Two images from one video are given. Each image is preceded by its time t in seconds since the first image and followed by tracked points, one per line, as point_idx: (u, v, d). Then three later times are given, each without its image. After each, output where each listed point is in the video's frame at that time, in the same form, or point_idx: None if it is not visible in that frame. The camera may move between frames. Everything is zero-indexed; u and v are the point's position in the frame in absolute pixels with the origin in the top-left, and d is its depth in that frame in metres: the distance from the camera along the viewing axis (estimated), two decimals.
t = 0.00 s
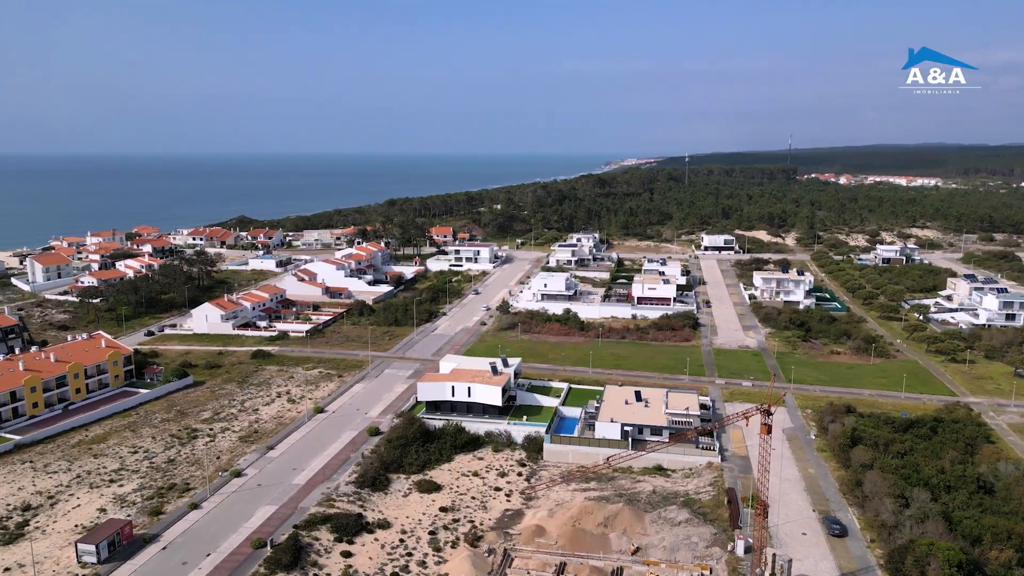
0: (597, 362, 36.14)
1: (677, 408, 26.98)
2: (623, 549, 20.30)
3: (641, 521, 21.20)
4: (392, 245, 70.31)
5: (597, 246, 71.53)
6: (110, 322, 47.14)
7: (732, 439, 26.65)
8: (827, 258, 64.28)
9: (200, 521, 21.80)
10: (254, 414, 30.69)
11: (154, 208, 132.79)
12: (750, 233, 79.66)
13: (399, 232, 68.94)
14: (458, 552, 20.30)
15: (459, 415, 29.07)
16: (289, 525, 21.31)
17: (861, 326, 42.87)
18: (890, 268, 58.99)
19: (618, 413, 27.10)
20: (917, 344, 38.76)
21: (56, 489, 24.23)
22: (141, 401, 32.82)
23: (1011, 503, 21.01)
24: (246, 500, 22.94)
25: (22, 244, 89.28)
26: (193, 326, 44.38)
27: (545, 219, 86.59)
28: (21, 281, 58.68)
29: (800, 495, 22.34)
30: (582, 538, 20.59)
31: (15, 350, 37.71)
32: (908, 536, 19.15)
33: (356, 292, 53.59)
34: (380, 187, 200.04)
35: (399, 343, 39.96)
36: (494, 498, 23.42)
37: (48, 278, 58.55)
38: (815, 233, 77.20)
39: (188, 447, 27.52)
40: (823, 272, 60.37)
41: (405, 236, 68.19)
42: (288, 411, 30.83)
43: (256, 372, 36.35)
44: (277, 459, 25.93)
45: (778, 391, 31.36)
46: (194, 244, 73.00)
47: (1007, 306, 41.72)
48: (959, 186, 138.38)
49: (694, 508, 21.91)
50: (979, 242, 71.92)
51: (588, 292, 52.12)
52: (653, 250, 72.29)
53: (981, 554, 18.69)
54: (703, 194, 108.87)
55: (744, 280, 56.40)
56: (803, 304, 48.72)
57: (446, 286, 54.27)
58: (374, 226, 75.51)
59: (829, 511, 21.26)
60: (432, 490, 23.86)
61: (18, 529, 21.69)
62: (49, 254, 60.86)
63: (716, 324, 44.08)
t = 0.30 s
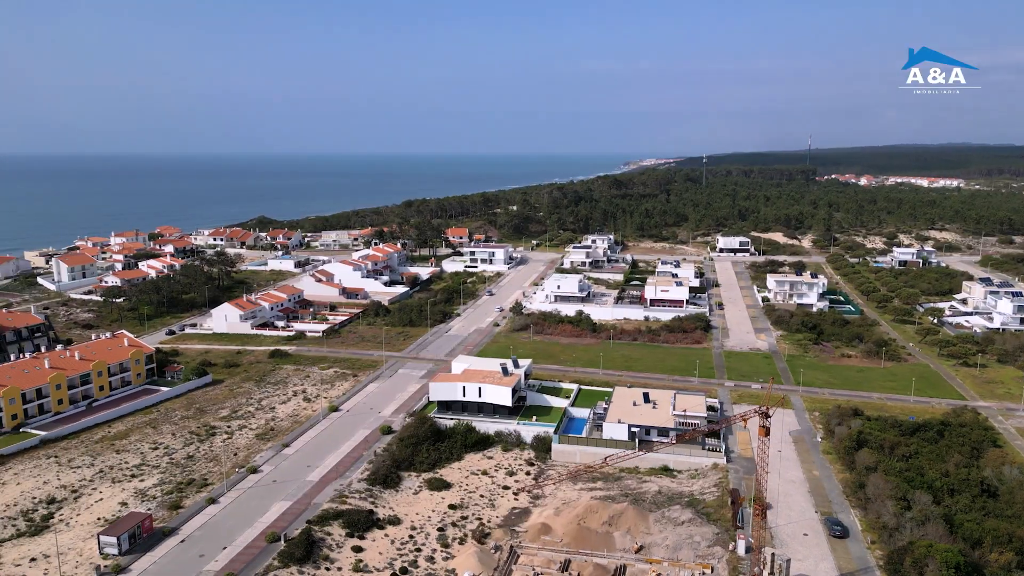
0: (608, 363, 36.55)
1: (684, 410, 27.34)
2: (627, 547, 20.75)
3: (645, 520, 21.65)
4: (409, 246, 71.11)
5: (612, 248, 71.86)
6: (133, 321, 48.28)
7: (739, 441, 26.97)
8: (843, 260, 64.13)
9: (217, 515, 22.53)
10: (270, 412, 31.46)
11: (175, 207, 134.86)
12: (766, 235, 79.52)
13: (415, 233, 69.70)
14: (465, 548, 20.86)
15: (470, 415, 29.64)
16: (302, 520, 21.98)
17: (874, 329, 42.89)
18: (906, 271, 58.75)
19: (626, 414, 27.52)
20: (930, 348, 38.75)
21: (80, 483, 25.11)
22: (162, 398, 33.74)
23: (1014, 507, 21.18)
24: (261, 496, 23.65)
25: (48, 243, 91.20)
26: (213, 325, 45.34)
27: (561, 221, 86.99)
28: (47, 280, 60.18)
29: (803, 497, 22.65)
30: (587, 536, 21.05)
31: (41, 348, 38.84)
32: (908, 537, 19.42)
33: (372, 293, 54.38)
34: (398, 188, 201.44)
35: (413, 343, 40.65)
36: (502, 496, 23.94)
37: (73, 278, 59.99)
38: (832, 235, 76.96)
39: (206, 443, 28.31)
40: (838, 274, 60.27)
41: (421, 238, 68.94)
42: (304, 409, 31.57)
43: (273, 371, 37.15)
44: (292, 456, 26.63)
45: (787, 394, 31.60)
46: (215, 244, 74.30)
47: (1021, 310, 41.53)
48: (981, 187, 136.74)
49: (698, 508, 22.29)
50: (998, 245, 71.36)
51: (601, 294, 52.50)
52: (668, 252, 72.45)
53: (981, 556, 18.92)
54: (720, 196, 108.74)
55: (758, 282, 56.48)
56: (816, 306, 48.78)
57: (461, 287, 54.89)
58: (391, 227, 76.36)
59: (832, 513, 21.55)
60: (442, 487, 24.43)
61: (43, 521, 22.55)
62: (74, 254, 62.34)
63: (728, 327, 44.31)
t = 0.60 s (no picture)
0: (619, 365, 36.95)
1: (692, 411, 27.69)
2: (630, 546, 21.20)
3: (649, 519, 22.08)
4: (425, 247, 71.84)
5: (627, 249, 72.08)
6: (154, 321, 49.40)
7: (746, 443, 27.27)
8: (858, 263, 63.92)
9: (234, 510, 23.28)
10: (286, 410, 32.22)
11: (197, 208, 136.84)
12: (782, 237, 79.32)
13: (431, 234, 70.41)
14: (472, 545, 21.42)
15: (481, 415, 30.20)
16: (315, 516, 22.64)
17: (886, 332, 42.88)
18: (922, 274, 58.46)
19: (633, 416, 27.94)
20: (942, 352, 38.71)
21: (103, 477, 26.00)
22: (182, 396, 34.64)
23: (1017, 511, 21.34)
24: (276, 491, 24.36)
25: (72, 243, 93.10)
26: (232, 324, 46.31)
27: (576, 223, 87.33)
28: (72, 280, 61.62)
29: (807, 498, 22.95)
30: (591, 534, 21.53)
31: (66, 346, 39.97)
32: (909, 540, 19.68)
33: (388, 293, 55.10)
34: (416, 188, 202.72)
35: (426, 343, 41.30)
36: (510, 494, 24.46)
37: (97, 277, 61.37)
38: (848, 237, 76.63)
39: (224, 440, 29.11)
40: (854, 277, 60.09)
41: (437, 239, 69.63)
42: (319, 408, 32.30)
43: (290, 370, 37.96)
44: (306, 453, 27.34)
45: (795, 397, 31.84)
46: (235, 245, 75.57)
47: None
48: (1004, 188, 135.02)
49: (701, 508, 22.68)
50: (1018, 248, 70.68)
51: (614, 296, 52.82)
52: (683, 254, 72.54)
53: (981, 559, 19.14)
54: (737, 197, 108.46)
55: (772, 284, 56.49)
56: (829, 309, 48.77)
57: (475, 288, 55.50)
58: (408, 228, 77.15)
59: (834, 514, 21.86)
60: (452, 485, 25.00)
61: (67, 514, 23.43)
62: (98, 255, 63.74)
63: (740, 329, 44.50)
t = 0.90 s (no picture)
0: (629, 366, 37.35)
1: (699, 413, 28.05)
2: (634, 544, 21.63)
3: (653, 518, 22.49)
4: (441, 248, 72.55)
5: (641, 251, 72.36)
6: (175, 320, 50.51)
7: (752, 445, 27.57)
8: (874, 265, 63.72)
9: (250, 505, 24.00)
10: (302, 409, 32.98)
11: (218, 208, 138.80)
12: (798, 240, 79.11)
13: (447, 235, 71.10)
14: (480, 542, 21.97)
15: (491, 415, 30.76)
16: (328, 512, 23.30)
17: (899, 335, 42.83)
18: (938, 277, 58.13)
19: (641, 417, 28.33)
20: (954, 356, 38.66)
21: (124, 472, 26.88)
22: (201, 394, 35.54)
23: (1020, 514, 21.50)
24: (291, 488, 25.06)
25: (96, 243, 94.91)
26: (250, 324, 47.23)
27: (592, 224, 87.55)
28: (96, 279, 63.09)
29: (810, 499, 23.25)
30: (596, 532, 21.98)
31: (90, 345, 41.09)
32: (909, 541, 19.94)
33: (403, 294, 55.83)
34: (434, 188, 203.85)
35: (440, 344, 41.97)
36: (518, 493, 24.98)
37: (120, 277, 62.79)
38: (865, 239, 76.29)
39: (241, 437, 29.92)
40: (869, 280, 59.86)
41: (453, 240, 70.30)
42: (333, 407, 33.04)
43: (306, 369, 38.76)
44: (320, 451, 28.03)
45: (804, 399, 32.07)
46: (254, 245, 76.83)
47: None
48: None
49: (705, 508, 23.05)
50: None
51: (627, 297, 53.11)
52: (697, 256, 72.67)
53: (981, 561, 19.37)
54: (754, 198, 108.16)
55: (786, 286, 56.52)
56: (842, 312, 48.79)
57: (489, 289, 56.06)
58: (424, 229, 77.85)
59: (836, 516, 22.15)
60: (461, 483, 25.56)
61: (90, 507, 24.30)
62: (121, 255, 65.18)
63: (752, 331, 44.69)
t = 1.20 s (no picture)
0: (639, 368, 37.73)
1: (706, 414, 28.39)
2: (638, 542, 22.05)
3: (657, 518, 22.90)
4: (456, 249, 73.19)
5: (656, 252, 72.53)
6: (195, 319, 51.56)
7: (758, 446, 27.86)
8: (890, 268, 63.42)
9: (265, 500, 24.72)
10: (317, 407, 33.71)
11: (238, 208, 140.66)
12: (814, 241, 78.88)
13: (462, 236, 71.74)
14: (487, 539, 22.51)
15: (501, 415, 31.29)
16: (340, 508, 23.96)
17: (912, 338, 42.80)
18: (954, 280, 57.80)
19: (648, 418, 28.69)
20: (967, 359, 38.61)
21: (145, 468, 27.73)
22: (219, 392, 36.41)
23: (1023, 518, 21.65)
24: (305, 484, 25.75)
25: (119, 242, 96.72)
26: (268, 324, 48.16)
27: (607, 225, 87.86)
28: (119, 279, 64.48)
29: (813, 501, 23.56)
30: (600, 531, 22.42)
31: (112, 343, 42.16)
32: (909, 543, 20.20)
33: (418, 295, 56.51)
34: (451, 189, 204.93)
35: (453, 344, 42.57)
36: (526, 492, 25.49)
37: (142, 277, 64.12)
38: (882, 241, 75.85)
39: (257, 435, 30.70)
40: (884, 282, 59.67)
41: (468, 241, 70.91)
42: (348, 405, 33.74)
43: (322, 369, 39.52)
44: (334, 449, 28.72)
45: (812, 402, 32.28)
46: (273, 246, 78.00)
47: None
48: None
49: (709, 509, 23.43)
50: None
51: (640, 299, 53.40)
52: (712, 257, 72.69)
53: (981, 563, 19.59)
54: (771, 200, 107.82)
55: (800, 289, 56.49)
56: (856, 315, 48.74)
57: (503, 291, 56.59)
58: (440, 230, 78.58)
59: (838, 517, 22.44)
60: (470, 482, 26.11)
61: (111, 501, 25.16)
62: (144, 255, 66.53)
63: (763, 334, 44.82)
